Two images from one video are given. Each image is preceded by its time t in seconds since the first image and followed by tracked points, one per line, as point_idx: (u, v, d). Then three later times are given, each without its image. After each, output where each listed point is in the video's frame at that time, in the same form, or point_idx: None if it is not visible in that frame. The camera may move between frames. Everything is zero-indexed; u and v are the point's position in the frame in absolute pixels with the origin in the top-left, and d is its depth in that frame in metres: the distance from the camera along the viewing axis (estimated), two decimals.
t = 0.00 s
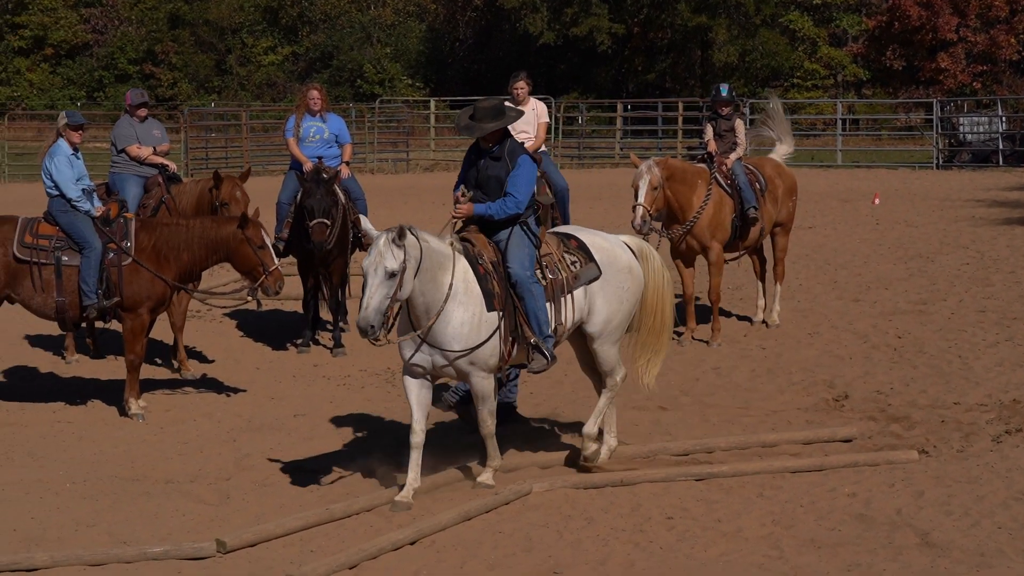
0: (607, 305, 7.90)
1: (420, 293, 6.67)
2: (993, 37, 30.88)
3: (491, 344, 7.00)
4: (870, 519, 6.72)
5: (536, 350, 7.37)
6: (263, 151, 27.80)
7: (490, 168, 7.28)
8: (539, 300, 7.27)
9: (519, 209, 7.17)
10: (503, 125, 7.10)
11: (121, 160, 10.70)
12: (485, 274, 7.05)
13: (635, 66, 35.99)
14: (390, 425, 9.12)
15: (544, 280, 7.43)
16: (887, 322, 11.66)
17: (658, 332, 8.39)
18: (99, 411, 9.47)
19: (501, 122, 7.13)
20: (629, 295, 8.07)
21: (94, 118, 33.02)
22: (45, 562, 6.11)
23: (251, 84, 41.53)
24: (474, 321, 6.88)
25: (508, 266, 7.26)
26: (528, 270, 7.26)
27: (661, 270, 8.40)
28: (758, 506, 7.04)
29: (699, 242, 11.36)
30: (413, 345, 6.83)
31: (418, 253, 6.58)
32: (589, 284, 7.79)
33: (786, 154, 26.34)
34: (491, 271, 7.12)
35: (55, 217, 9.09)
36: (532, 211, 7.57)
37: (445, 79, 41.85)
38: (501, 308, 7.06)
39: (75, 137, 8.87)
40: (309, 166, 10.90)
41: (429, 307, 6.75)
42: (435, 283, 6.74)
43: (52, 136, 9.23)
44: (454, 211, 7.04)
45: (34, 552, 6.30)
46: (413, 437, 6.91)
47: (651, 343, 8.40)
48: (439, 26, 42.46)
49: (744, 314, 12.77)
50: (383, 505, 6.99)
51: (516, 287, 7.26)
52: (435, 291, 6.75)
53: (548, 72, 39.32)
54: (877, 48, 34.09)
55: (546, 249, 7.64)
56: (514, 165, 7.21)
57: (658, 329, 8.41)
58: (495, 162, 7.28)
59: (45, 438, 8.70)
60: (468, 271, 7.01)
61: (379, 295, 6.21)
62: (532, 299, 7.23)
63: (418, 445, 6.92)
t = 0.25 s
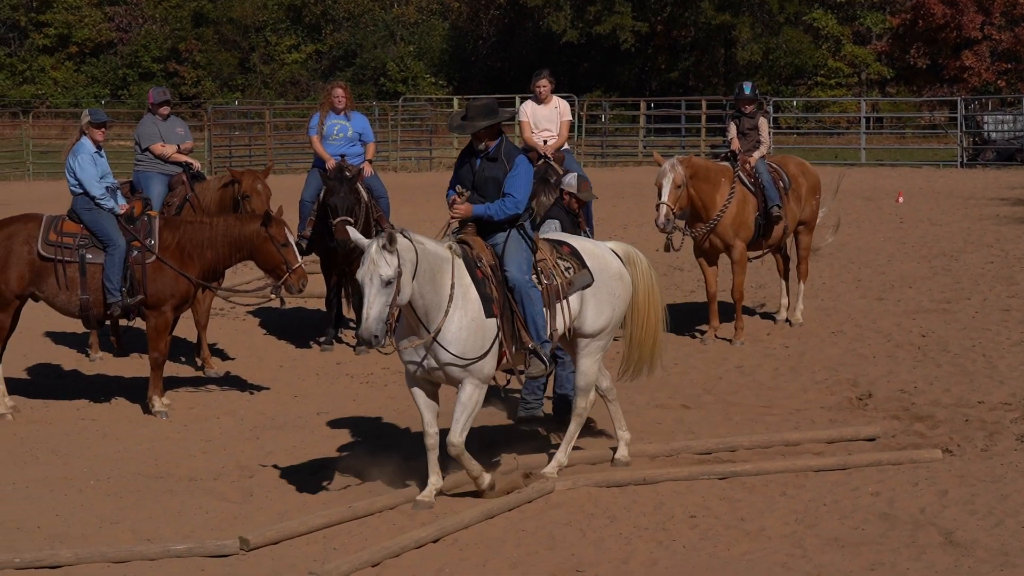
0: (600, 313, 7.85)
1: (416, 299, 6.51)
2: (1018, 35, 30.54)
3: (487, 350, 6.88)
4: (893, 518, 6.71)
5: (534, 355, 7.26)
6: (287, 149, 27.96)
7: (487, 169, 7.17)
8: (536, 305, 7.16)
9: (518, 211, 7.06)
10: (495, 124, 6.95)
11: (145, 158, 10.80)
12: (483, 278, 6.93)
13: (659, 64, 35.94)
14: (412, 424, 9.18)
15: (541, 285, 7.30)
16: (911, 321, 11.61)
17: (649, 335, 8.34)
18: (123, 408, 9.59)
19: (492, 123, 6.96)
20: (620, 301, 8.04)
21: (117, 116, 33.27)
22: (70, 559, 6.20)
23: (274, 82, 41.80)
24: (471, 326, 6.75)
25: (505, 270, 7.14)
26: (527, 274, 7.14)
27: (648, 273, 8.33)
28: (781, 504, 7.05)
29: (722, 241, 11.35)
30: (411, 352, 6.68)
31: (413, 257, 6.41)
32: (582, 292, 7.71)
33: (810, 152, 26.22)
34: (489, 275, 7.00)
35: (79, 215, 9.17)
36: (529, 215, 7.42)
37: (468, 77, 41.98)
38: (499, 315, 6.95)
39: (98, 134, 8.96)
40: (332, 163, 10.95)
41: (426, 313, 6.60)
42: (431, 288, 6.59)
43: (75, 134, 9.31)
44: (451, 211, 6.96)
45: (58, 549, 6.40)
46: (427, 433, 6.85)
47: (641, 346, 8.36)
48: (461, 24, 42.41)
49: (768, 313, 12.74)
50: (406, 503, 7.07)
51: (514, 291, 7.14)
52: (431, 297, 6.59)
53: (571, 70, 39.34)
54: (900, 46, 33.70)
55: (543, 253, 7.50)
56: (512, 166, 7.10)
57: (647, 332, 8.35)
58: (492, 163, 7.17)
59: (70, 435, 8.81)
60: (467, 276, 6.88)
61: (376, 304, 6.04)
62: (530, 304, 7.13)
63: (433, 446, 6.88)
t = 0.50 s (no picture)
0: (592, 316, 7.68)
1: (404, 305, 6.40)
2: None
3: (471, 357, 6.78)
4: (913, 518, 6.70)
5: (522, 363, 7.20)
6: (306, 148, 28.12)
7: (478, 173, 7.24)
8: (527, 311, 7.13)
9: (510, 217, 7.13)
10: (488, 130, 7.01)
11: (164, 157, 10.89)
12: (474, 283, 6.84)
13: (677, 63, 35.94)
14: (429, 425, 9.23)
15: (533, 291, 7.19)
16: (930, 320, 11.58)
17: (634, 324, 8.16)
18: (143, 406, 9.67)
19: (483, 129, 7.02)
20: (609, 299, 7.85)
21: (136, 115, 33.48)
22: (89, 557, 6.27)
23: (293, 81, 42.02)
24: (459, 331, 6.65)
25: (497, 275, 7.10)
26: (520, 279, 7.13)
27: (632, 259, 8.09)
28: (799, 503, 7.06)
29: (741, 240, 11.35)
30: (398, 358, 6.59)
31: (401, 263, 6.29)
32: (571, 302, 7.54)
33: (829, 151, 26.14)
34: (479, 279, 6.93)
35: (98, 214, 9.24)
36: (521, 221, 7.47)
37: (487, 76, 41.98)
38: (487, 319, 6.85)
39: (117, 134, 9.05)
40: (351, 163, 11.05)
41: (414, 318, 6.49)
42: (420, 294, 6.47)
43: (94, 134, 9.39)
44: (444, 221, 6.97)
45: (78, 547, 6.48)
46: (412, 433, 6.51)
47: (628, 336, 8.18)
48: (480, 23, 42.47)
49: (786, 312, 12.73)
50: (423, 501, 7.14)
51: (505, 293, 7.11)
52: (419, 303, 6.48)
53: (590, 69, 39.39)
54: (920, 45, 33.51)
55: (532, 260, 7.39)
56: (503, 172, 7.18)
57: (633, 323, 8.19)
58: (483, 168, 7.24)
59: (89, 434, 8.90)
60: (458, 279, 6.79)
61: (363, 315, 5.93)
62: (521, 309, 7.11)
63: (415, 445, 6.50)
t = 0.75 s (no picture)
0: (575, 322, 7.70)
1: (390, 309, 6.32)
2: None
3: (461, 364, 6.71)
4: (927, 518, 6.69)
5: (523, 367, 7.16)
6: (320, 148, 28.21)
7: (462, 176, 7.09)
8: (519, 317, 7.06)
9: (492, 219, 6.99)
10: (470, 132, 6.88)
11: (178, 157, 10.94)
12: (464, 292, 6.79)
13: (692, 62, 35.86)
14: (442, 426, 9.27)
15: (522, 295, 7.17)
16: (945, 320, 11.55)
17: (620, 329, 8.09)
18: (158, 406, 9.74)
19: (466, 130, 6.90)
20: (593, 304, 7.84)
21: (151, 114, 33.63)
22: (104, 556, 6.32)
23: (308, 81, 42.11)
24: (447, 335, 6.57)
25: (486, 282, 7.03)
26: (511, 285, 7.06)
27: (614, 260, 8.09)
28: (813, 503, 7.06)
29: (756, 239, 11.35)
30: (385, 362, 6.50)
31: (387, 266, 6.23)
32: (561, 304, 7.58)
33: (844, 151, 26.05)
34: (469, 287, 6.86)
35: (113, 214, 9.31)
36: (505, 223, 7.33)
37: (501, 76, 42.00)
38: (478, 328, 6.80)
39: (131, 134, 9.12)
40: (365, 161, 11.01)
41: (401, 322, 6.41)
42: (406, 298, 6.39)
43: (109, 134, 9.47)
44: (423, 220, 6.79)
45: (93, 546, 6.54)
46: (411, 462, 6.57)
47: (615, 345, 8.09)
48: (494, 23, 42.49)
49: (800, 312, 12.71)
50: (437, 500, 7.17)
51: (496, 301, 7.03)
52: (406, 308, 6.40)
53: (604, 69, 39.36)
54: (935, 44, 33.35)
55: (521, 264, 7.34)
56: (486, 173, 7.03)
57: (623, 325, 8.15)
58: (465, 170, 7.09)
59: (104, 433, 8.97)
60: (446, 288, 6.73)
61: (346, 312, 5.88)
62: (514, 315, 7.03)
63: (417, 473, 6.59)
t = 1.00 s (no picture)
0: (552, 336, 7.56)
1: (360, 315, 6.22)
2: None
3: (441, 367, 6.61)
4: (935, 518, 6.68)
5: (495, 373, 7.04)
6: (327, 147, 28.26)
7: (436, 182, 6.98)
8: (495, 321, 6.95)
9: (467, 224, 6.88)
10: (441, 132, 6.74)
11: (184, 157, 11.01)
12: (441, 293, 6.71)
13: (698, 62, 35.85)
14: (449, 426, 9.29)
15: (498, 303, 7.09)
16: (952, 320, 11.53)
17: (600, 346, 7.96)
18: (165, 405, 9.77)
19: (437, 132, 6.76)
20: (572, 317, 7.73)
21: (158, 113, 33.75)
22: (110, 556, 6.34)
23: (314, 80, 42.13)
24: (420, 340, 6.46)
25: (462, 285, 6.93)
26: (487, 289, 6.97)
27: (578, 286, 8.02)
28: (820, 503, 7.06)
29: (763, 239, 11.33)
30: (360, 368, 6.39)
31: (349, 273, 6.12)
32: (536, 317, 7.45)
33: (850, 151, 26.01)
34: (445, 290, 6.78)
35: (120, 214, 9.36)
36: (479, 230, 7.24)
37: (507, 75, 42.05)
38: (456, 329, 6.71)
39: (138, 133, 9.16)
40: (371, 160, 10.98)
41: (372, 331, 6.30)
42: (376, 303, 6.30)
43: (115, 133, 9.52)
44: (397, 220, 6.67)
45: (100, 545, 6.57)
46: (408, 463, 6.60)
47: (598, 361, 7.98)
48: (501, 23, 42.52)
49: (807, 311, 12.70)
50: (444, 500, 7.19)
51: (471, 305, 6.94)
52: (377, 313, 6.31)
53: (611, 68, 39.34)
54: (942, 44, 33.27)
55: (496, 276, 7.29)
56: (461, 178, 6.94)
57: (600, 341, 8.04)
58: (439, 175, 6.97)
59: (111, 432, 9.00)
60: (422, 290, 6.65)
61: (312, 326, 5.77)
62: (490, 318, 6.93)
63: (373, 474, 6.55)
